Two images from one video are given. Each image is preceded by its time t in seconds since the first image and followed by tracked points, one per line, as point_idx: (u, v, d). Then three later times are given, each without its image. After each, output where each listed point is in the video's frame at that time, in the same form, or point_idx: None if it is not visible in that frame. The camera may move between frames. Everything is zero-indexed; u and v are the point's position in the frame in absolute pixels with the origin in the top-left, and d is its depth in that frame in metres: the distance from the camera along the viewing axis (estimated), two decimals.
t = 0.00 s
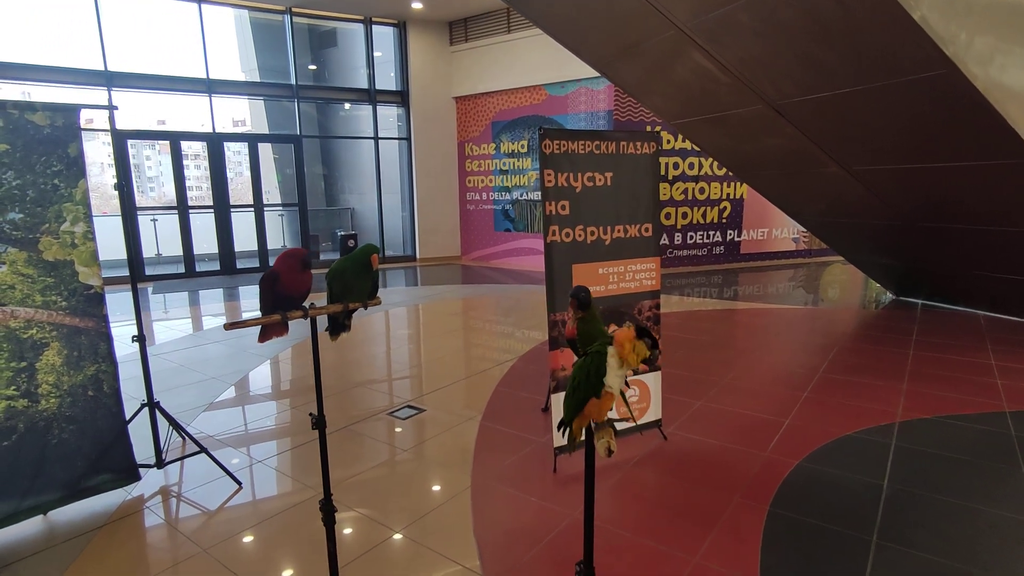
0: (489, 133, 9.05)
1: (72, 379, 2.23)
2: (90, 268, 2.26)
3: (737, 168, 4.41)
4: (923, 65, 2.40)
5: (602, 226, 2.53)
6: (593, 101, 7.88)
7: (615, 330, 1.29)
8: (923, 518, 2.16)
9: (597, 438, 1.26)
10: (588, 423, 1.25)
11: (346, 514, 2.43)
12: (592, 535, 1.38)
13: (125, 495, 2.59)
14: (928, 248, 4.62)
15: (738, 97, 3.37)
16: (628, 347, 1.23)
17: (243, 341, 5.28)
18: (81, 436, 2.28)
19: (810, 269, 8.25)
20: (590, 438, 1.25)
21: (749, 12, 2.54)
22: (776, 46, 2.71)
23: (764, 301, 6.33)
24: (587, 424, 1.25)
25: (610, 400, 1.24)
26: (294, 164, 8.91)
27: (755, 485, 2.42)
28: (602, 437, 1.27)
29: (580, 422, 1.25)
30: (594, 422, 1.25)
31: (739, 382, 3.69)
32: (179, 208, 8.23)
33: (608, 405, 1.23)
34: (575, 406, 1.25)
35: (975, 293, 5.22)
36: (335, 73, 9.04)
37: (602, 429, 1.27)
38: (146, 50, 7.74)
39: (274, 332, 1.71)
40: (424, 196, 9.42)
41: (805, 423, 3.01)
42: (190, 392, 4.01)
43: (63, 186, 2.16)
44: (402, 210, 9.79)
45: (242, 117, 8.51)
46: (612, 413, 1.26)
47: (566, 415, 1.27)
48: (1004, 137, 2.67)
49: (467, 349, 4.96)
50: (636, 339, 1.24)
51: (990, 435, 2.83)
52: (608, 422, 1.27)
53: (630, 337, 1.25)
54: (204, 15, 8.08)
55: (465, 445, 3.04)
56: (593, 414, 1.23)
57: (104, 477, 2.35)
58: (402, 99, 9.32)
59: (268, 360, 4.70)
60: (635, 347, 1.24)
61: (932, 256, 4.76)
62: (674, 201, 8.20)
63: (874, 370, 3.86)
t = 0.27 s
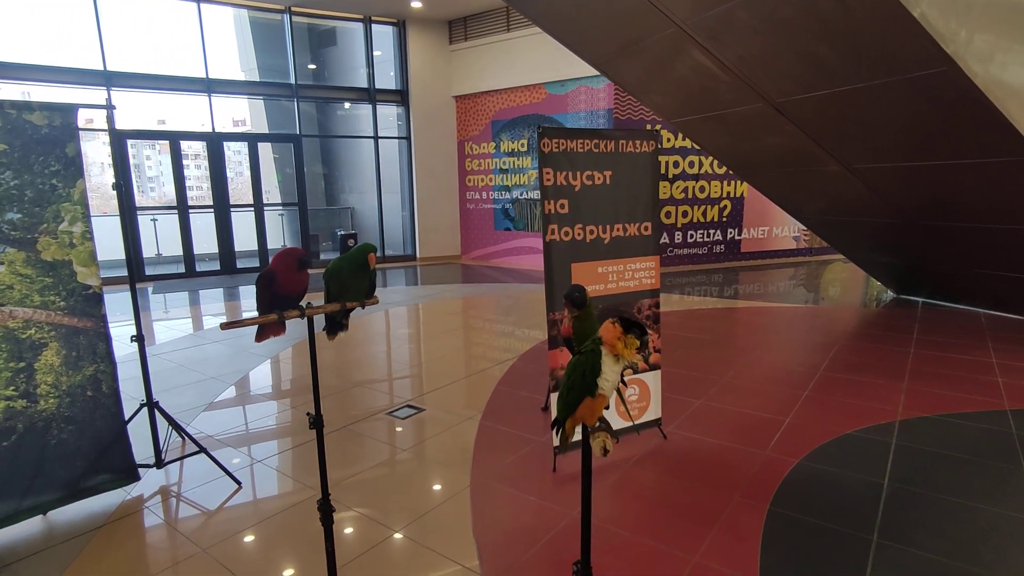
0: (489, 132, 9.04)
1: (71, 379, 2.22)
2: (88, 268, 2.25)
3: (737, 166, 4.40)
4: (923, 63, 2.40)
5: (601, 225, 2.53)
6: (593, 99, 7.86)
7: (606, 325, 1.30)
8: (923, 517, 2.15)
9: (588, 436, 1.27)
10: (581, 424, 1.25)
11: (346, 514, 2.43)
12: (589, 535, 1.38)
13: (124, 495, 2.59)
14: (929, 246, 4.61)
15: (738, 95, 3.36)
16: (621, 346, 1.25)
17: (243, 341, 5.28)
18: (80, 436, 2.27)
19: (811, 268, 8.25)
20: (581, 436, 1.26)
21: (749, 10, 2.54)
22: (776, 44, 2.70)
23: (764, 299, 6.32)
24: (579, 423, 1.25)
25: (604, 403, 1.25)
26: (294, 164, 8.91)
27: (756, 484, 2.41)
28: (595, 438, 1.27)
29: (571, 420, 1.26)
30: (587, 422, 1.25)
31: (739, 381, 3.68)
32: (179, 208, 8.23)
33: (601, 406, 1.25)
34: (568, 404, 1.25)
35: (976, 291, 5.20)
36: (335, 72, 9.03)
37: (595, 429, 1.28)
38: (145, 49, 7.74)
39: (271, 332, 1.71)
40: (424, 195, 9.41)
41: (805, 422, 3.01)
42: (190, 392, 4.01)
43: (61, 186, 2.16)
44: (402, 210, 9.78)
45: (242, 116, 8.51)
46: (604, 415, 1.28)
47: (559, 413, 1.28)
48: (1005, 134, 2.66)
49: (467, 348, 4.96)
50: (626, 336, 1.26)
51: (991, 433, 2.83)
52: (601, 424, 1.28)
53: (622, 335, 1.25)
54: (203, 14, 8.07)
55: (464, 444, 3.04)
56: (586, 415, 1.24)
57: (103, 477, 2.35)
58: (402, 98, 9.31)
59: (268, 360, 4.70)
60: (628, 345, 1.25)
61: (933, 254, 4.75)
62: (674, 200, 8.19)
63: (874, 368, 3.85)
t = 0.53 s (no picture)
0: (488, 133, 9.04)
1: (70, 381, 2.22)
2: (87, 270, 2.24)
3: (736, 167, 4.39)
4: (922, 63, 2.39)
5: (600, 225, 2.53)
6: (593, 100, 7.86)
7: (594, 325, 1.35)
8: (923, 518, 2.15)
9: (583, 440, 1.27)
10: (581, 426, 1.28)
11: (345, 515, 2.43)
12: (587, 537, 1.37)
13: (123, 497, 2.58)
14: (928, 246, 4.61)
15: (737, 96, 3.36)
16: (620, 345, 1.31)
17: (242, 342, 5.28)
18: (79, 438, 2.27)
19: (810, 268, 8.25)
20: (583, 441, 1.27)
21: (747, 11, 2.54)
22: (774, 45, 2.70)
23: (764, 300, 6.32)
24: (579, 426, 1.28)
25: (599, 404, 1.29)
26: (294, 165, 8.91)
27: (755, 484, 2.41)
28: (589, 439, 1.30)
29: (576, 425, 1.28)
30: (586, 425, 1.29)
31: (738, 381, 3.68)
32: (179, 209, 8.23)
33: (601, 408, 1.29)
34: (573, 409, 1.27)
35: (975, 292, 5.20)
36: (335, 73, 9.04)
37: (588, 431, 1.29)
38: (144, 51, 7.74)
39: (269, 334, 1.70)
40: (424, 196, 9.41)
41: (804, 422, 3.00)
42: (189, 393, 4.00)
43: (59, 187, 2.16)
44: (402, 211, 9.78)
45: (242, 117, 8.51)
46: (600, 418, 1.31)
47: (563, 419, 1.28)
48: (1004, 135, 2.66)
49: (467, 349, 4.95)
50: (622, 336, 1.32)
51: (990, 434, 2.82)
52: (597, 427, 1.29)
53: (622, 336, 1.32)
54: (203, 15, 8.07)
55: (464, 445, 3.03)
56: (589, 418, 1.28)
57: (101, 479, 2.34)
58: (402, 99, 9.31)
59: (268, 361, 4.70)
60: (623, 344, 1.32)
61: (932, 255, 4.75)
62: (674, 200, 8.19)
63: (873, 369, 3.85)
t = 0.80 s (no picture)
0: (490, 134, 9.05)
1: (73, 382, 2.23)
2: (90, 271, 2.26)
3: (738, 168, 4.40)
4: (922, 65, 2.40)
5: (601, 227, 2.53)
6: (594, 102, 7.87)
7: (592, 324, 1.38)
8: (924, 519, 2.15)
9: (592, 438, 1.29)
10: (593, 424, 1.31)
11: (347, 516, 2.44)
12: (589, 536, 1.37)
13: (126, 497, 2.59)
14: (930, 247, 4.60)
15: (738, 98, 3.37)
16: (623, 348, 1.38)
17: (244, 343, 5.29)
18: (82, 438, 2.28)
19: (812, 269, 8.24)
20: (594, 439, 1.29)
21: (747, 13, 2.55)
22: (775, 47, 2.71)
23: (765, 301, 6.32)
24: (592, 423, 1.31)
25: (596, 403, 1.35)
26: (296, 166, 8.93)
27: (757, 486, 2.41)
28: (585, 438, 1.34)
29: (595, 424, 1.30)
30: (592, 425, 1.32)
31: (740, 382, 3.68)
32: (181, 211, 8.26)
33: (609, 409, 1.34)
34: (591, 408, 1.29)
35: (977, 293, 5.19)
36: (336, 75, 9.06)
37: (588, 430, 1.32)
38: (147, 53, 7.77)
39: (272, 335, 1.71)
40: (426, 198, 9.43)
41: (806, 424, 3.00)
42: (192, 394, 4.02)
43: (63, 189, 2.17)
44: (403, 212, 9.79)
45: (244, 119, 8.54)
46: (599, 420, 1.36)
47: (585, 420, 1.29)
48: (1004, 136, 2.67)
49: (468, 350, 4.96)
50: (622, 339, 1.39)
51: (992, 435, 2.82)
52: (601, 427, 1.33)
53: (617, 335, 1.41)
54: (205, 17, 8.11)
55: (465, 446, 3.04)
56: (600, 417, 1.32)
57: (104, 479, 2.35)
58: (403, 100, 9.33)
59: (270, 362, 4.72)
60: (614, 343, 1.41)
61: (934, 256, 4.75)
62: (675, 202, 8.20)
63: (875, 370, 3.85)
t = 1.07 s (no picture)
0: (495, 135, 9.06)
1: (83, 381, 2.25)
2: (100, 271, 2.27)
3: (743, 169, 4.39)
4: (930, 65, 2.39)
5: (607, 228, 2.53)
6: (599, 102, 7.87)
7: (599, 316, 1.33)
8: (932, 521, 2.14)
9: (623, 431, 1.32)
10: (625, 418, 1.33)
11: (353, 516, 2.44)
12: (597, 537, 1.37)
13: (134, 496, 2.60)
14: (937, 248, 4.58)
15: (743, 98, 3.36)
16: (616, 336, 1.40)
17: (249, 343, 5.31)
18: (91, 438, 2.29)
19: (817, 270, 8.21)
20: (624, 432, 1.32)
21: (753, 13, 2.55)
22: (781, 47, 2.70)
23: (770, 302, 6.30)
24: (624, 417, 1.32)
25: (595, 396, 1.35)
26: (301, 168, 8.97)
27: (763, 487, 2.40)
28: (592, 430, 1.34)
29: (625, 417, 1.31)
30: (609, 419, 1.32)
31: (745, 383, 3.67)
32: (188, 212, 8.31)
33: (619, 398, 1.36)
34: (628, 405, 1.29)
35: (985, 294, 5.16)
36: (342, 76, 9.09)
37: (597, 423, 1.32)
38: (154, 55, 7.82)
39: (282, 333, 1.72)
40: (430, 199, 9.44)
41: (812, 425, 2.99)
42: (199, 394, 4.04)
43: (73, 190, 2.18)
44: (408, 213, 9.81)
45: (250, 120, 8.58)
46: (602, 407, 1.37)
47: (626, 416, 1.29)
48: (1012, 136, 2.65)
49: (473, 351, 4.96)
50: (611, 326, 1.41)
51: (1000, 436, 2.80)
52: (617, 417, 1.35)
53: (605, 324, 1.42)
54: (211, 20, 8.15)
55: (471, 446, 3.04)
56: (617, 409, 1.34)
57: (112, 479, 2.36)
58: (408, 102, 9.35)
59: (276, 363, 4.73)
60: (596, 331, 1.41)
61: (941, 256, 4.72)
62: (680, 202, 8.18)
63: (882, 371, 3.83)
